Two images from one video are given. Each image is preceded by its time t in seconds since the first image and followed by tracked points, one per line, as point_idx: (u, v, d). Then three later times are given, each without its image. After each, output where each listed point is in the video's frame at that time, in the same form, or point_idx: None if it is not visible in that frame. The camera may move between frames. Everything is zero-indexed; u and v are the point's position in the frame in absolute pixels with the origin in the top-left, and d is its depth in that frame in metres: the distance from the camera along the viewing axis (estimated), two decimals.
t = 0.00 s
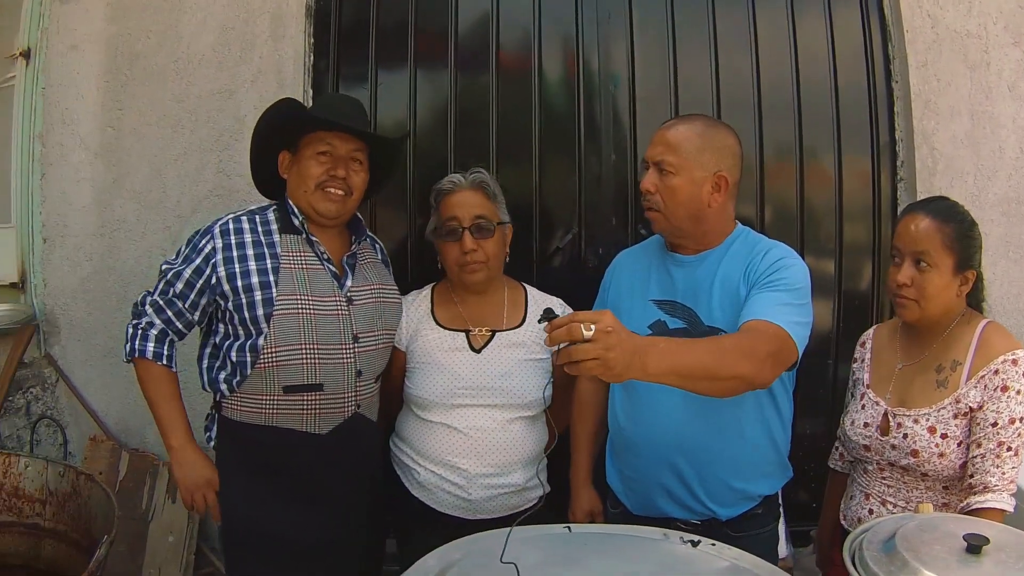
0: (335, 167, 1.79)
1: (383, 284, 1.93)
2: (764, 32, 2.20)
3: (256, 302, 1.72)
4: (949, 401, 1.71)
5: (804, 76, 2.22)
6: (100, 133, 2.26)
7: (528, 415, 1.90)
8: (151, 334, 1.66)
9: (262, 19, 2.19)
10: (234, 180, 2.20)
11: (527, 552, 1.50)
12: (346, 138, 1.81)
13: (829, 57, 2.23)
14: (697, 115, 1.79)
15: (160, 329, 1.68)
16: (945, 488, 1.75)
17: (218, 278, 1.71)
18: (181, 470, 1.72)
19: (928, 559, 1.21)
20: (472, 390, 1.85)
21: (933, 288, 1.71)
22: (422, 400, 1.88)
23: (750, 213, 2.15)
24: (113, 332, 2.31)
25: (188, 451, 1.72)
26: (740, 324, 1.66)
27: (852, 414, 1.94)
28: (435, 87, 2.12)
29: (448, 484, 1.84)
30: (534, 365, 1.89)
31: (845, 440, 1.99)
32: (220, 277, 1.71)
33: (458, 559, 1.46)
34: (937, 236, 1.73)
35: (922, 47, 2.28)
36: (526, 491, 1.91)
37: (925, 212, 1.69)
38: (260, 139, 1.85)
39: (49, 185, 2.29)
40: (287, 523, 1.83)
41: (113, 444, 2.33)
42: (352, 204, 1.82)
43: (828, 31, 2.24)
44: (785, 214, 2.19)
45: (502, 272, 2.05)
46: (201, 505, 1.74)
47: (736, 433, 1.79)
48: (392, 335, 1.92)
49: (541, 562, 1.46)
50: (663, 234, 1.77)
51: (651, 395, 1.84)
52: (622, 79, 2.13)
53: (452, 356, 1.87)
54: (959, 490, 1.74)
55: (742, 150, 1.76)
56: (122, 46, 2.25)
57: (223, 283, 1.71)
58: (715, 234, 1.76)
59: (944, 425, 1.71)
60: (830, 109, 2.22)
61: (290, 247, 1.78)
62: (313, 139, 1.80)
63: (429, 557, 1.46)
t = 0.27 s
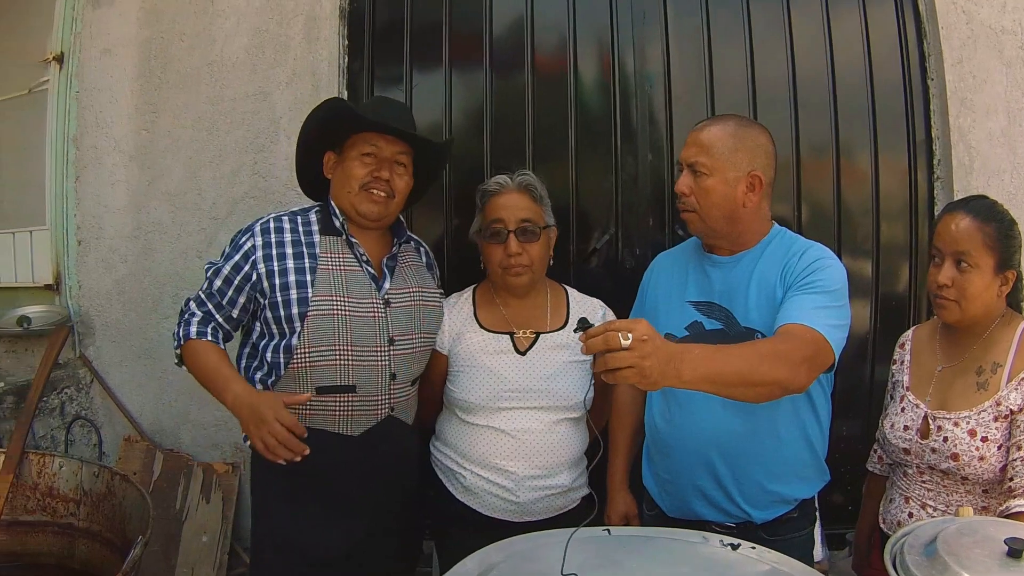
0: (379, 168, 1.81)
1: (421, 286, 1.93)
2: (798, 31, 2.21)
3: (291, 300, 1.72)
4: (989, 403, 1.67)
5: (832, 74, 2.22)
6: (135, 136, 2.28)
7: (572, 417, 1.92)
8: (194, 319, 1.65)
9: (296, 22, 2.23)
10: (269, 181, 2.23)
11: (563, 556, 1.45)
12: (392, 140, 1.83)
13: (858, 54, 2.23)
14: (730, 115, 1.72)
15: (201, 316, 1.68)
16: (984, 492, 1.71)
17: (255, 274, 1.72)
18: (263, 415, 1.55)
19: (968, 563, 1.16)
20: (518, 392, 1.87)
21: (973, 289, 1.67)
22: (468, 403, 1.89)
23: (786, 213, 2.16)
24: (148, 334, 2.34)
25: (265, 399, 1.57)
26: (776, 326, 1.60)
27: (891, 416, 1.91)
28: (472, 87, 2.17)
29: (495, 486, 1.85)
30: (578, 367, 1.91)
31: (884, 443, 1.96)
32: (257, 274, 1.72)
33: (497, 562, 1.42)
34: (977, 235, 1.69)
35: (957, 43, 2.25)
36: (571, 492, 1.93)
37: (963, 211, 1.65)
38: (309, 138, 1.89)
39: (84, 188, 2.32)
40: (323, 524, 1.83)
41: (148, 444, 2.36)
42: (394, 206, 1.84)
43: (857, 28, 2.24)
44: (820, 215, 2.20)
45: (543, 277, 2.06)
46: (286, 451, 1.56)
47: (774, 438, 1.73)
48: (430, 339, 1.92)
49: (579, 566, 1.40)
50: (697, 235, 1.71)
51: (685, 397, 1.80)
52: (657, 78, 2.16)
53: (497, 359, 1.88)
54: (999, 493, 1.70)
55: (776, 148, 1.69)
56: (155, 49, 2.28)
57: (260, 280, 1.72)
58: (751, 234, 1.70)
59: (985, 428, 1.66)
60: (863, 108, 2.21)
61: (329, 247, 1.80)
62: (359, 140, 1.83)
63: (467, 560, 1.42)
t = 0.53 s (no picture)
0: (409, 168, 1.82)
1: (450, 285, 1.93)
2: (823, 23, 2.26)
3: (319, 299, 1.72)
4: (1020, 402, 1.60)
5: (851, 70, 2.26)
6: (161, 138, 2.38)
7: (602, 418, 1.91)
8: (231, 335, 1.64)
9: (322, 24, 2.30)
10: (294, 183, 2.30)
11: (593, 558, 1.39)
12: (422, 140, 1.85)
13: (881, 50, 2.27)
14: (757, 113, 1.71)
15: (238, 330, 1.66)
16: (1015, 491, 1.65)
17: (285, 275, 1.72)
18: (280, 457, 1.60)
19: (1002, 563, 1.14)
20: (550, 394, 1.86)
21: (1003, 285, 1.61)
22: (498, 404, 1.89)
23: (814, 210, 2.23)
24: (174, 335, 2.45)
25: (284, 446, 1.62)
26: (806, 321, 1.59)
27: (920, 414, 1.83)
28: (498, 84, 2.28)
29: (526, 488, 1.84)
30: (608, 368, 1.91)
31: (912, 441, 1.88)
32: (287, 274, 1.72)
33: (527, 562, 1.37)
34: (1007, 229, 1.62)
35: (983, 37, 2.25)
36: (601, 494, 1.93)
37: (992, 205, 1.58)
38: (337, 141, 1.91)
39: (110, 190, 2.42)
40: (351, 525, 1.83)
41: (174, 446, 2.45)
42: (425, 206, 1.85)
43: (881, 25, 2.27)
44: (848, 210, 2.26)
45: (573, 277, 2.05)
46: (298, 502, 1.62)
47: (806, 435, 1.71)
48: (459, 339, 1.92)
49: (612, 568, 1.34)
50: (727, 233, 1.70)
51: (715, 395, 1.79)
52: (682, 75, 2.23)
53: (528, 360, 1.87)
54: None
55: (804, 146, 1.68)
56: (179, 50, 2.35)
57: (290, 281, 1.72)
58: (780, 232, 1.69)
59: (1016, 426, 1.60)
60: (878, 102, 2.26)
61: (357, 246, 1.80)
62: (389, 141, 1.84)
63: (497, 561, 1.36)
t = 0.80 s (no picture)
0: (424, 168, 1.82)
1: (468, 287, 1.93)
2: (842, 27, 2.26)
3: (336, 304, 1.72)
4: None
5: (868, 69, 2.26)
6: (177, 140, 2.43)
7: (619, 421, 1.89)
8: (247, 352, 1.74)
9: (336, 25, 2.31)
10: (311, 184, 2.32)
11: (612, 559, 1.37)
12: (436, 140, 1.85)
13: (898, 49, 2.26)
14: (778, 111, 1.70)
15: (255, 346, 1.76)
16: None
17: (301, 282, 1.74)
18: (264, 479, 1.80)
19: None
20: (566, 397, 1.84)
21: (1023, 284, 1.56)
22: (513, 407, 1.87)
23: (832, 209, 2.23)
24: (189, 335, 2.50)
25: (268, 469, 1.81)
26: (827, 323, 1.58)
27: (938, 414, 1.80)
28: (515, 86, 2.28)
29: (541, 491, 1.83)
30: (626, 370, 1.88)
31: (930, 440, 1.86)
32: (303, 281, 1.74)
33: (545, 563, 1.35)
34: None
35: (1000, 34, 2.22)
36: (616, 496, 1.91)
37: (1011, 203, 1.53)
38: (352, 144, 1.91)
39: (126, 190, 2.50)
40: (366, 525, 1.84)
41: (189, 446, 2.52)
42: (440, 206, 1.85)
43: (899, 25, 2.27)
44: (865, 211, 2.27)
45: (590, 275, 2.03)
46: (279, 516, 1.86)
47: (827, 438, 1.70)
48: (476, 341, 1.91)
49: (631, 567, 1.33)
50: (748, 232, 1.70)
51: (734, 397, 1.79)
52: (698, 73, 2.23)
53: (544, 363, 1.85)
54: None
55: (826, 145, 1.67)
56: (195, 53, 2.41)
57: (306, 287, 1.74)
58: (802, 232, 1.69)
59: None
60: (896, 101, 2.25)
61: (374, 249, 1.80)
62: (403, 141, 1.84)
63: (512, 561, 1.35)
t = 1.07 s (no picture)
0: (430, 166, 1.81)
1: (475, 286, 1.92)
2: (851, 24, 2.25)
3: (340, 304, 1.73)
4: None
5: (876, 66, 2.25)
6: (185, 138, 2.46)
7: (626, 421, 1.87)
8: (243, 335, 1.74)
9: (345, 23, 2.32)
10: (319, 181, 2.31)
11: (619, 557, 1.36)
12: (442, 137, 1.83)
13: (906, 46, 2.26)
14: (792, 108, 1.69)
15: (251, 329, 1.76)
16: None
17: (304, 279, 1.75)
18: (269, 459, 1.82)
19: None
20: (571, 397, 1.82)
21: None
22: (519, 407, 1.86)
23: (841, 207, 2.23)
24: (196, 333, 2.52)
25: (271, 450, 1.82)
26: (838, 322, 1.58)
27: (947, 413, 1.79)
28: (522, 83, 2.28)
29: (547, 492, 1.82)
30: (633, 370, 1.86)
31: (939, 440, 1.84)
32: (307, 277, 1.75)
33: (551, 562, 1.34)
34: None
35: (1009, 33, 2.24)
36: (623, 497, 1.90)
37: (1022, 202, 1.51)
38: (357, 141, 1.90)
39: (133, 190, 2.54)
40: (372, 523, 1.83)
41: (196, 443, 2.53)
42: (447, 204, 1.84)
43: (908, 23, 2.26)
44: (874, 207, 2.26)
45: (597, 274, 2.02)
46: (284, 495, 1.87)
47: (837, 437, 1.70)
48: (482, 340, 1.90)
49: (637, 566, 1.32)
50: (761, 230, 1.69)
51: (744, 397, 1.78)
52: (706, 70, 2.23)
53: (550, 362, 1.84)
54: None
55: (839, 143, 1.66)
56: (202, 51, 2.43)
57: (309, 284, 1.75)
58: (813, 230, 1.69)
59: None
60: (903, 98, 2.25)
61: (380, 247, 1.79)
62: (409, 138, 1.83)
63: (519, 561, 1.34)
